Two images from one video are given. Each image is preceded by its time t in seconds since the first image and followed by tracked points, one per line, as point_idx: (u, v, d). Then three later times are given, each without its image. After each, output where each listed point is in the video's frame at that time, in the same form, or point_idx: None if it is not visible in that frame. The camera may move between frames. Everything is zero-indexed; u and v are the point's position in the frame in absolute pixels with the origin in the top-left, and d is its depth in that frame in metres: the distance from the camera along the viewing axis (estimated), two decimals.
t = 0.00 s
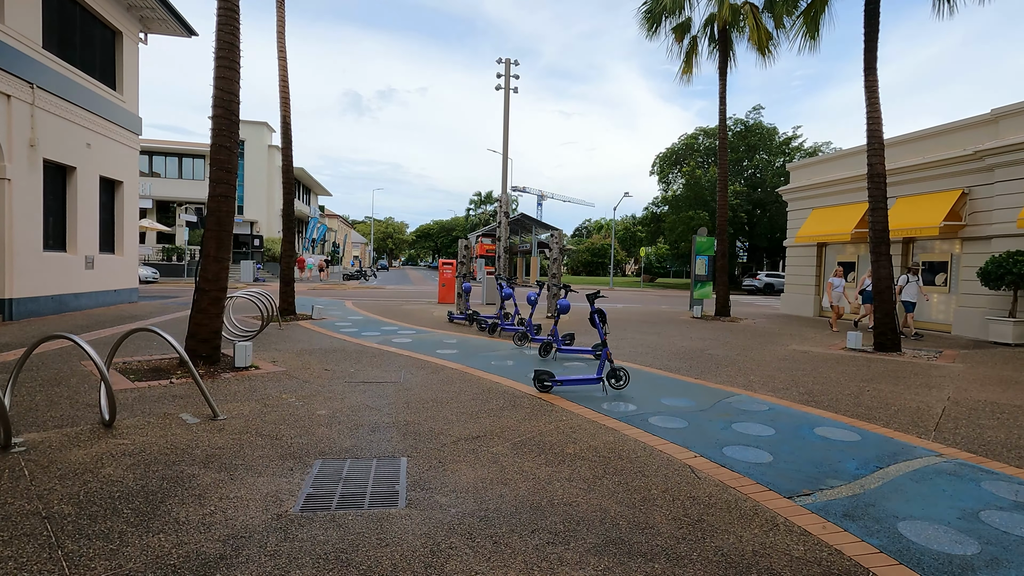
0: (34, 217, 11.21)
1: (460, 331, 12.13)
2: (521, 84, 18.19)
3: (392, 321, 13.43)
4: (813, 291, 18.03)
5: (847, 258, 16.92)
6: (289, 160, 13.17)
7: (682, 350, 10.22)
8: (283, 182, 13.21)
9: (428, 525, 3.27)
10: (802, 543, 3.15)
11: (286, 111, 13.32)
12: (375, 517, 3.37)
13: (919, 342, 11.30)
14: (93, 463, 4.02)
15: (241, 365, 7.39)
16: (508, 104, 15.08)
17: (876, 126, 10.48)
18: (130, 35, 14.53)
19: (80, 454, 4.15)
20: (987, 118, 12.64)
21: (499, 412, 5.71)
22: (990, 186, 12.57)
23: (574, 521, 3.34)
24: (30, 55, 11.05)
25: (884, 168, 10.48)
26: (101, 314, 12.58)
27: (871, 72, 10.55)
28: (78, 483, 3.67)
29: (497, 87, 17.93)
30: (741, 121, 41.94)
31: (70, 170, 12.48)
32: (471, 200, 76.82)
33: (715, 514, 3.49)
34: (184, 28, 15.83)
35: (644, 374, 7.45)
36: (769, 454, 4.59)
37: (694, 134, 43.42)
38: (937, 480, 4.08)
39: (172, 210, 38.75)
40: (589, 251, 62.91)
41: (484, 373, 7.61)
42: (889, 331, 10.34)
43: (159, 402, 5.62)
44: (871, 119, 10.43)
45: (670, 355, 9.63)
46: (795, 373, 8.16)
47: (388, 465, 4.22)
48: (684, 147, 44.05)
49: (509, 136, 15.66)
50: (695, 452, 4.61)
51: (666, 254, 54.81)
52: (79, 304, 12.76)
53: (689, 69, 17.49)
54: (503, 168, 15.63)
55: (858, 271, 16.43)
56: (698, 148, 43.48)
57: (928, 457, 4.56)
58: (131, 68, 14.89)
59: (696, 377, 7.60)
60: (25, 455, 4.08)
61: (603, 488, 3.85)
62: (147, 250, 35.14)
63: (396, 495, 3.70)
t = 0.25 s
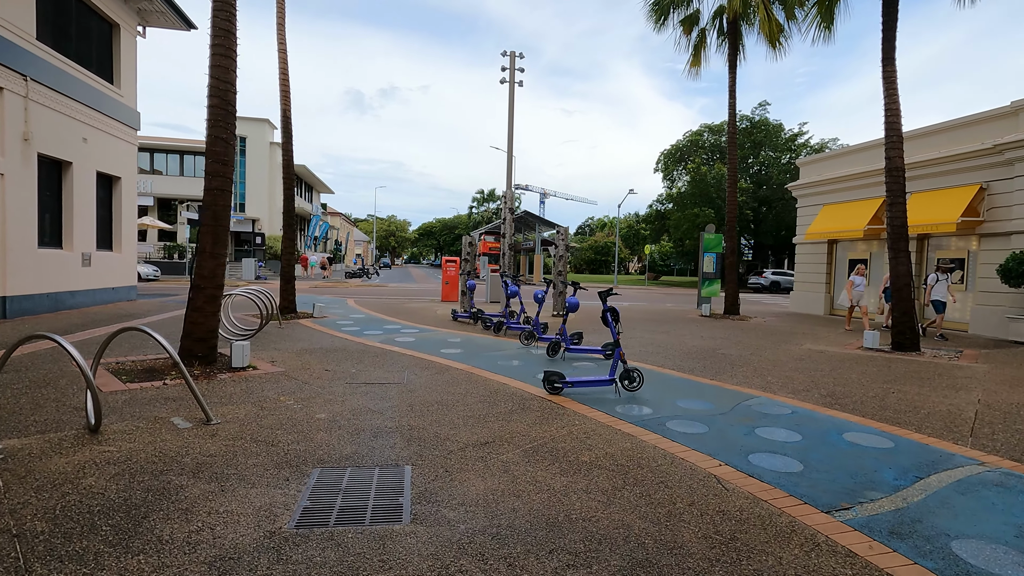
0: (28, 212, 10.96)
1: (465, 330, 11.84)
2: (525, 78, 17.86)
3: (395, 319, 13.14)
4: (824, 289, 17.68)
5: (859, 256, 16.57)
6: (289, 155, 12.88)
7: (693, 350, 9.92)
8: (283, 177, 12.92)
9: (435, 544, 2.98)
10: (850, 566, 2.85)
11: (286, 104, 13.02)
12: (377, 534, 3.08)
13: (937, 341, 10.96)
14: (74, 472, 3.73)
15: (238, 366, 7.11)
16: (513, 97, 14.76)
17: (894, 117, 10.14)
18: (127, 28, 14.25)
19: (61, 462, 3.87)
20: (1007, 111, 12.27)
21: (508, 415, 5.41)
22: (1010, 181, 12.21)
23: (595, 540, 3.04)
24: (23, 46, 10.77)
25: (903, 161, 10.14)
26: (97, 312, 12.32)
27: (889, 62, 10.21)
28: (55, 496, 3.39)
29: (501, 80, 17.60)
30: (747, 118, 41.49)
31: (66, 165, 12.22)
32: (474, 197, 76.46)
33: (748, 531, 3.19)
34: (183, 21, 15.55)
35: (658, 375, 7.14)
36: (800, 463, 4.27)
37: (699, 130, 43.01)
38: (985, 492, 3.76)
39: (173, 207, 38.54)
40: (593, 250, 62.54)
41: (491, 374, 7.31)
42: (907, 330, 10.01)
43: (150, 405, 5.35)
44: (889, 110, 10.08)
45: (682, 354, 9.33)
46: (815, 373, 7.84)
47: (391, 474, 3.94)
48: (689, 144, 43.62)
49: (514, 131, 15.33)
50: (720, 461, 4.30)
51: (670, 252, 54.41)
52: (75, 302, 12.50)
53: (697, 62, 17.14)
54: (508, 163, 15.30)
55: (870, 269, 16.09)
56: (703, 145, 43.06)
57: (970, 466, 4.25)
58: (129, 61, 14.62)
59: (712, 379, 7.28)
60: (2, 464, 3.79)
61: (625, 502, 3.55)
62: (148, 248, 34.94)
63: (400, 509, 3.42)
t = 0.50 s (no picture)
0: (20, 210, 10.66)
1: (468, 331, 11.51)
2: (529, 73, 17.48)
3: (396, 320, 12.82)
4: (834, 288, 17.32)
5: (870, 254, 16.24)
6: (288, 151, 12.57)
7: (704, 352, 9.60)
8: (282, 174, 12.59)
9: None
10: None
11: (285, 99, 12.71)
12: (376, 567, 2.77)
13: (956, 343, 10.63)
14: (46, 492, 3.42)
15: (233, 370, 6.82)
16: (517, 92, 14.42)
17: (913, 111, 9.80)
18: (122, 22, 13.94)
19: (34, 481, 3.56)
20: None
21: (516, 425, 5.09)
22: None
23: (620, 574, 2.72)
24: (13, 38, 10.45)
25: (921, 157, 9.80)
26: (92, 312, 12.03)
27: (908, 54, 9.86)
28: (23, 521, 3.07)
29: (504, 75, 17.23)
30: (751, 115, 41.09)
31: (59, 162, 11.92)
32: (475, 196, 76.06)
33: (789, 563, 2.87)
34: (180, 15, 15.24)
35: (671, 381, 6.82)
36: (834, 480, 3.96)
37: (703, 128, 42.63)
38: None
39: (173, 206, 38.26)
40: (595, 248, 62.17)
41: (497, 379, 7.00)
42: (926, 332, 9.68)
43: (136, 414, 5.03)
44: (907, 104, 9.74)
45: (693, 357, 9.01)
46: (835, 378, 7.50)
47: (392, 494, 3.62)
48: (692, 141, 43.20)
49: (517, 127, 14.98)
50: (748, 478, 3.98)
51: (673, 251, 54.02)
52: (69, 302, 12.21)
53: (705, 57, 16.77)
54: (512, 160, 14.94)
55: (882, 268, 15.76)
56: (707, 142, 42.65)
57: (1018, 483, 3.93)
58: (124, 55, 14.32)
59: (728, 384, 6.96)
60: None
61: (649, 527, 3.23)
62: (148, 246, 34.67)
63: (403, 535, 3.10)
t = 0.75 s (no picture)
0: (10, 204, 10.35)
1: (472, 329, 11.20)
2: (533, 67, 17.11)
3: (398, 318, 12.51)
4: (844, 286, 16.99)
5: (881, 251, 15.91)
6: (287, 145, 12.24)
7: (717, 351, 9.28)
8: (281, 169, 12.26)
9: None
10: None
11: (283, 91, 12.38)
12: None
13: (975, 342, 10.31)
14: (16, 507, 3.11)
15: (228, 371, 6.50)
16: (521, 85, 14.08)
17: (933, 102, 9.45)
18: (117, 13, 13.61)
19: (4, 494, 3.24)
20: None
21: (528, 431, 4.78)
22: None
23: None
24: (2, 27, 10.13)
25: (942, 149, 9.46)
26: (86, 310, 11.72)
27: (928, 43, 9.52)
28: None
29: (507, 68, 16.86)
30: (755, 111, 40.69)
31: (51, 155, 11.60)
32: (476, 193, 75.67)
33: None
34: (177, 6, 14.91)
35: (687, 382, 6.50)
36: (877, 493, 3.63)
37: (706, 124, 42.26)
38: None
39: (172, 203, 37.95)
40: (597, 246, 61.81)
41: (504, 380, 6.68)
42: (947, 331, 9.34)
43: (123, 418, 4.73)
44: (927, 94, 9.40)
45: (707, 357, 8.69)
46: (858, 379, 7.17)
47: (397, 508, 3.30)
48: (696, 138, 42.78)
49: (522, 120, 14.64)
50: (784, 490, 3.66)
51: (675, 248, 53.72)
52: (62, 299, 11.91)
53: (714, 49, 16.41)
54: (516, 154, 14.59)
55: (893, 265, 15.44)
56: (710, 139, 42.27)
57: None
58: (120, 47, 13.99)
59: (747, 385, 6.63)
60: None
61: (682, 548, 2.90)
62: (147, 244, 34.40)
63: (409, 558, 2.78)
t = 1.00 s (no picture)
0: None
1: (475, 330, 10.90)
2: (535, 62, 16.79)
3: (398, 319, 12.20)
4: (852, 286, 16.69)
5: (890, 250, 15.62)
6: (284, 141, 11.93)
7: (729, 353, 8.98)
8: (278, 166, 11.94)
9: None
10: None
11: (280, 86, 12.06)
12: None
13: (993, 344, 10.01)
14: None
15: (220, 376, 6.20)
16: (524, 81, 13.75)
17: (952, 95, 9.15)
18: (110, 6, 13.29)
19: None
20: None
21: (538, 442, 4.47)
22: None
23: None
24: None
25: (960, 144, 9.16)
26: (77, 311, 11.42)
27: (945, 35, 9.22)
28: None
29: (509, 64, 16.52)
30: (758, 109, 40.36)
31: (41, 152, 11.28)
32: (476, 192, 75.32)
33: None
34: None
35: (703, 387, 6.20)
36: (923, 513, 3.33)
37: (708, 122, 41.94)
38: None
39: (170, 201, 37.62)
40: (597, 245, 61.49)
41: (510, 385, 6.38)
42: (966, 332, 9.03)
43: (106, 428, 4.43)
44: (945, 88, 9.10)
45: (718, 359, 8.39)
46: (878, 384, 6.87)
47: (399, 535, 2.99)
48: (698, 136, 42.45)
49: (524, 117, 14.32)
50: (821, 511, 3.36)
51: (676, 247, 53.42)
52: (53, 300, 11.60)
53: (720, 44, 16.10)
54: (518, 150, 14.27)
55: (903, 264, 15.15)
56: (712, 137, 41.95)
57: None
58: (113, 42, 13.67)
59: (764, 391, 6.32)
60: None
61: None
62: (144, 243, 34.09)
63: None
